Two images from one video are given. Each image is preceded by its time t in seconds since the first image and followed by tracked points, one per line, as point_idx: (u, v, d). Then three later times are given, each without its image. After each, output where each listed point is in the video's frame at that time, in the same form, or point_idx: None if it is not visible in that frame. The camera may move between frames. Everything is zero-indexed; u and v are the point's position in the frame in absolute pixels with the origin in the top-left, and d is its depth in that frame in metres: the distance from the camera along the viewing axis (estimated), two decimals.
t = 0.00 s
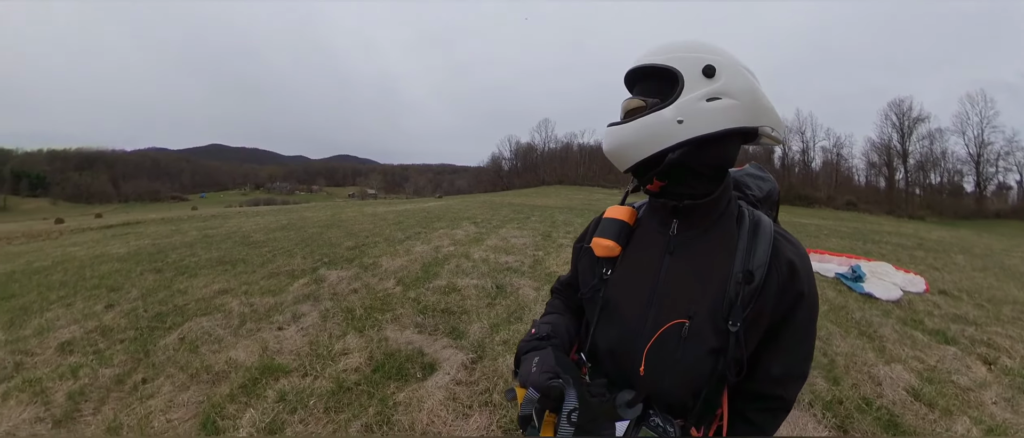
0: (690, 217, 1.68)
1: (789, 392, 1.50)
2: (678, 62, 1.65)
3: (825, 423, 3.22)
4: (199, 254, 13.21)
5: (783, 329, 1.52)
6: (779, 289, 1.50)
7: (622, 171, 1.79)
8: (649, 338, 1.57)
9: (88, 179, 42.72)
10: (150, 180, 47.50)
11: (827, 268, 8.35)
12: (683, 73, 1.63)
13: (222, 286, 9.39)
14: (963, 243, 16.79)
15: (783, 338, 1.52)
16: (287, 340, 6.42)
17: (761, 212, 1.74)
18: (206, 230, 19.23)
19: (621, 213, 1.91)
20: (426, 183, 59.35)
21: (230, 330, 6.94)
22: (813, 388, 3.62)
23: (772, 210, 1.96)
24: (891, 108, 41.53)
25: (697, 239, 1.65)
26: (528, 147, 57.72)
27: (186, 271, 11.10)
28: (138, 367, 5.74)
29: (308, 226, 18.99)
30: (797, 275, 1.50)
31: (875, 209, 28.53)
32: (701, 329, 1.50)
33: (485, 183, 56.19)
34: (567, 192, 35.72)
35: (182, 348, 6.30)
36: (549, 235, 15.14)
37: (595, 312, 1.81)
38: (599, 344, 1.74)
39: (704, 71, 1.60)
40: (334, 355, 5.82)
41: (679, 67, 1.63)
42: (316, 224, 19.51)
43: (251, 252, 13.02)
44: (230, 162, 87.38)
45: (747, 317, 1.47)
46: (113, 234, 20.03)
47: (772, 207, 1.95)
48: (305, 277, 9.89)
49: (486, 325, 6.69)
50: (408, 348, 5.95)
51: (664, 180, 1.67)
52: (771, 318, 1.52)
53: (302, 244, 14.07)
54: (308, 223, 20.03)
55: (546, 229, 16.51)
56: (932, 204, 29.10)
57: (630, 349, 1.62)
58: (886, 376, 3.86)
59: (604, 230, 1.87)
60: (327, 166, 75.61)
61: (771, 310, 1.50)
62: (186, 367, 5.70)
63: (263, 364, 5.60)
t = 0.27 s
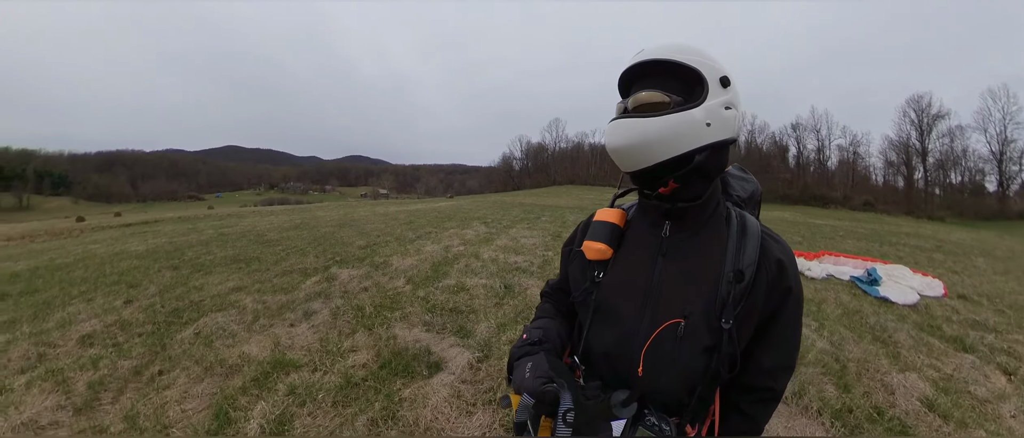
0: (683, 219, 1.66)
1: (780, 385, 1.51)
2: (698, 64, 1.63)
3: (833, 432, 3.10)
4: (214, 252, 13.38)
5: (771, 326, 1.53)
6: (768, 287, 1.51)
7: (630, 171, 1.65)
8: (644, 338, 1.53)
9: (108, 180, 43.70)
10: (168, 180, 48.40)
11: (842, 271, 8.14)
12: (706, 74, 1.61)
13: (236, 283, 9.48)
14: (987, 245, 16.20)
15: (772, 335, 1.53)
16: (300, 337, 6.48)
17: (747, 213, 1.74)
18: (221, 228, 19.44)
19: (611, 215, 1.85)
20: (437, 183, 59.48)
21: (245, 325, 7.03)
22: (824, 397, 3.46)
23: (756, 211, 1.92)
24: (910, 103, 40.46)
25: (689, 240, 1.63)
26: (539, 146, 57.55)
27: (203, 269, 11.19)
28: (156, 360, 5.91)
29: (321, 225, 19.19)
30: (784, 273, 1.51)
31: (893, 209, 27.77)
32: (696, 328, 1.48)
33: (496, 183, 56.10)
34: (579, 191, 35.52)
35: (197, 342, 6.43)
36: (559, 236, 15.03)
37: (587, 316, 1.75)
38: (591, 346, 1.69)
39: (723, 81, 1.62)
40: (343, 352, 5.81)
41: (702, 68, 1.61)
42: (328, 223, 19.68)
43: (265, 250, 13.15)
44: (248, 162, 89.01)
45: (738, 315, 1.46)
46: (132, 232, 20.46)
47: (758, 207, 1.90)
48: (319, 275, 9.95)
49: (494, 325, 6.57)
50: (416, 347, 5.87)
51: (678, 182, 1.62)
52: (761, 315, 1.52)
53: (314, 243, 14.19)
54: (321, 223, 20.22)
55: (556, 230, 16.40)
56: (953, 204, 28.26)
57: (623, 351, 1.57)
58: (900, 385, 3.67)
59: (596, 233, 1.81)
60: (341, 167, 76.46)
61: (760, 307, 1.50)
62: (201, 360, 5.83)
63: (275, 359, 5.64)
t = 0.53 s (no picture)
0: (667, 220, 1.74)
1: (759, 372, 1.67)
2: (677, 73, 1.73)
3: None
4: (230, 250, 13.65)
5: (750, 318, 1.69)
6: (746, 281, 1.66)
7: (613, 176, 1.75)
8: (632, 337, 1.61)
9: (127, 181, 44.85)
10: (184, 181, 49.43)
11: (856, 275, 8.07)
12: (684, 83, 1.72)
13: (250, 281, 9.67)
14: (1010, 247, 15.76)
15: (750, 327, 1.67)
16: (309, 333, 6.57)
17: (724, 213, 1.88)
18: (236, 227, 19.77)
19: (594, 218, 1.90)
20: (448, 183, 59.70)
21: (257, 321, 7.18)
22: (832, 405, 3.71)
23: (728, 211, 2.13)
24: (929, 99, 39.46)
25: (673, 241, 1.72)
26: (550, 147, 57.41)
27: (217, 266, 11.42)
28: (171, 352, 6.29)
29: (334, 225, 19.45)
30: (759, 267, 1.67)
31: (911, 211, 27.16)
32: (682, 324, 1.58)
33: (507, 184, 56.11)
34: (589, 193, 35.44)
35: (213, 337, 6.70)
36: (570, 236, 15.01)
37: (574, 317, 1.81)
38: (580, 347, 1.75)
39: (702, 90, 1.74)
40: (351, 349, 5.92)
41: (680, 78, 1.72)
42: (341, 223, 19.93)
43: (279, 249, 13.38)
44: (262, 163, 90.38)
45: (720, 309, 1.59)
46: (150, 230, 20.98)
47: (729, 208, 2.10)
48: (331, 273, 10.09)
49: (500, 323, 6.58)
50: (422, 344, 5.91)
51: (659, 185, 1.70)
52: (741, 308, 1.67)
53: (327, 242, 14.40)
54: (333, 222, 20.48)
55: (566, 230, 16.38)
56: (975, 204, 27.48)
57: (613, 350, 1.65)
58: (912, 396, 3.83)
59: (579, 235, 1.86)
60: (353, 166, 77.23)
61: (739, 300, 1.65)
62: (214, 353, 6.14)
63: (283, 355, 5.84)
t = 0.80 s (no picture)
0: (650, 224, 1.77)
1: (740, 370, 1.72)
2: (656, 79, 1.77)
3: None
4: (243, 249, 13.85)
5: (731, 319, 1.74)
6: (727, 282, 1.71)
7: (595, 182, 1.83)
8: (618, 340, 1.63)
9: (145, 182, 45.88)
10: (201, 181, 50.37)
11: (873, 277, 7.88)
12: (661, 90, 1.76)
13: (262, 278, 9.79)
14: None
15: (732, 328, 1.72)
16: (317, 330, 6.62)
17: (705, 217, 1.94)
18: (250, 227, 20.06)
19: (577, 221, 1.90)
20: (459, 183, 59.86)
21: (268, 318, 7.26)
22: (839, 415, 3.65)
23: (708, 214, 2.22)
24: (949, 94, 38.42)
25: (656, 243, 1.76)
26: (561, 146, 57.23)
27: (231, 264, 11.59)
28: (186, 346, 6.39)
29: (346, 224, 19.61)
30: (740, 268, 1.73)
31: (931, 210, 26.48)
32: (666, 326, 1.61)
33: (518, 184, 56.01)
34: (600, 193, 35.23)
35: (225, 332, 6.76)
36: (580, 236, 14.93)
37: (559, 320, 1.81)
38: (566, 352, 1.75)
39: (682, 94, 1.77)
40: (357, 345, 5.93)
41: (658, 85, 1.77)
42: (353, 223, 20.09)
43: (291, 248, 13.53)
44: (277, 164, 91.81)
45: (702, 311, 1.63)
46: (168, 229, 21.40)
47: (709, 211, 2.20)
48: (340, 272, 10.16)
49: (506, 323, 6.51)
50: (426, 342, 5.88)
51: (639, 190, 1.77)
52: (722, 309, 1.71)
53: (338, 241, 14.53)
54: (345, 222, 20.66)
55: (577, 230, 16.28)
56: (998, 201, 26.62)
57: (599, 354, 1.65)
58: (926, 407, 3.73)
59: (563, 239, 1.86)
60: (366, 167, 77.88)
61: (721, 301, 1.70)
62: (227, 347, 6.20)
63: (292, 351, 5.86)
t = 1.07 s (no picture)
0: (647, 224, 1.78)
1: (736, 369, 1.74)
2: (650, 81, 1.79)
3: None
4: (257, 246, 14.10)
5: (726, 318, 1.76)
6: (723, 282, 1.72)
7: (590, 183, 1.84)
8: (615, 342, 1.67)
9: (163, 181, 46.87)
10: (216, 181, 51.29)
11: (889, 282, 7.74)
12: (656, 91, 1.78)
13: (275, 276, 9.97)
14: None
15: (729, 326, 1.73)
16: (327, 326, 6.72)
17: (702, 217, 1.94)
18: (265, 225, 20.39)
19: (573, 222, 1.90)
20: (471, 183, 60.05)
21: (280, 314, 7.39)
22: (849, 426, 3.63)
23: (703, 213, 2.23)
24: (968, 89, 37.47)
25: (653, 243, 1.77)
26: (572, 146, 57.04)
27: (245, 261, 11.81)
28: (201, 339, 6.54)
29: (358, 223, 19.82)
30: (736, 267, 1.73)
31: (951, 212, 25.85)
32: (663, 327, 1.63)
33: (529, 184, 56.01)
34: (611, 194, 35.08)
35: (238, 327, 6.90)
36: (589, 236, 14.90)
37: (556, 321, 1.83)
38: (564, 352, 1.79)
39: (677, 96, 1.78)
40: (366, 342, 6.01)
41: (652, 86, 1.78)
42: (365, 222, 20.31)
43: (304, 246, 13.73)
44: (291, 163, 93.13)
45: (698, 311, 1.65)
46: (186, 227, 21.85)
47: (704, 210, 2.22)
48: (351, 270, 10.29)
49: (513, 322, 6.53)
50: (434, 340, 5.93)
51: (633, 189, 1.78)
52: (718, 308, 1.73)
53: (349, 240, 14.70)
54: (357, 221, 20.88)
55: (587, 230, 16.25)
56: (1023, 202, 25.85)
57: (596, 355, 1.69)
58: (941, 420, 3.67)
59: (559, 240, 1.86)
60: (378, 167, 78.58)
61: (717, 301, 1.71)
62: (240, 342, 6.34)
63: (302, 346, 5.97)
